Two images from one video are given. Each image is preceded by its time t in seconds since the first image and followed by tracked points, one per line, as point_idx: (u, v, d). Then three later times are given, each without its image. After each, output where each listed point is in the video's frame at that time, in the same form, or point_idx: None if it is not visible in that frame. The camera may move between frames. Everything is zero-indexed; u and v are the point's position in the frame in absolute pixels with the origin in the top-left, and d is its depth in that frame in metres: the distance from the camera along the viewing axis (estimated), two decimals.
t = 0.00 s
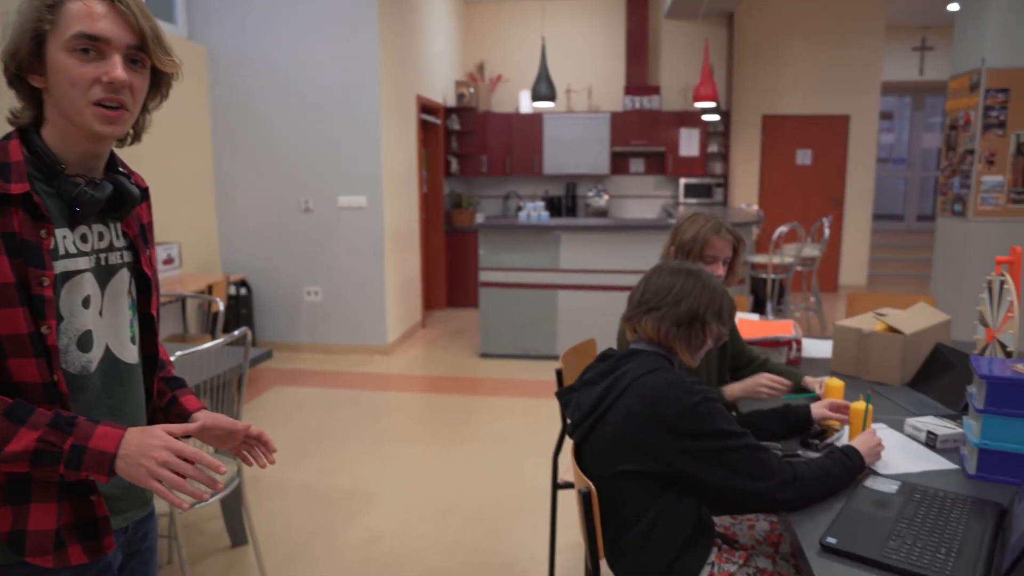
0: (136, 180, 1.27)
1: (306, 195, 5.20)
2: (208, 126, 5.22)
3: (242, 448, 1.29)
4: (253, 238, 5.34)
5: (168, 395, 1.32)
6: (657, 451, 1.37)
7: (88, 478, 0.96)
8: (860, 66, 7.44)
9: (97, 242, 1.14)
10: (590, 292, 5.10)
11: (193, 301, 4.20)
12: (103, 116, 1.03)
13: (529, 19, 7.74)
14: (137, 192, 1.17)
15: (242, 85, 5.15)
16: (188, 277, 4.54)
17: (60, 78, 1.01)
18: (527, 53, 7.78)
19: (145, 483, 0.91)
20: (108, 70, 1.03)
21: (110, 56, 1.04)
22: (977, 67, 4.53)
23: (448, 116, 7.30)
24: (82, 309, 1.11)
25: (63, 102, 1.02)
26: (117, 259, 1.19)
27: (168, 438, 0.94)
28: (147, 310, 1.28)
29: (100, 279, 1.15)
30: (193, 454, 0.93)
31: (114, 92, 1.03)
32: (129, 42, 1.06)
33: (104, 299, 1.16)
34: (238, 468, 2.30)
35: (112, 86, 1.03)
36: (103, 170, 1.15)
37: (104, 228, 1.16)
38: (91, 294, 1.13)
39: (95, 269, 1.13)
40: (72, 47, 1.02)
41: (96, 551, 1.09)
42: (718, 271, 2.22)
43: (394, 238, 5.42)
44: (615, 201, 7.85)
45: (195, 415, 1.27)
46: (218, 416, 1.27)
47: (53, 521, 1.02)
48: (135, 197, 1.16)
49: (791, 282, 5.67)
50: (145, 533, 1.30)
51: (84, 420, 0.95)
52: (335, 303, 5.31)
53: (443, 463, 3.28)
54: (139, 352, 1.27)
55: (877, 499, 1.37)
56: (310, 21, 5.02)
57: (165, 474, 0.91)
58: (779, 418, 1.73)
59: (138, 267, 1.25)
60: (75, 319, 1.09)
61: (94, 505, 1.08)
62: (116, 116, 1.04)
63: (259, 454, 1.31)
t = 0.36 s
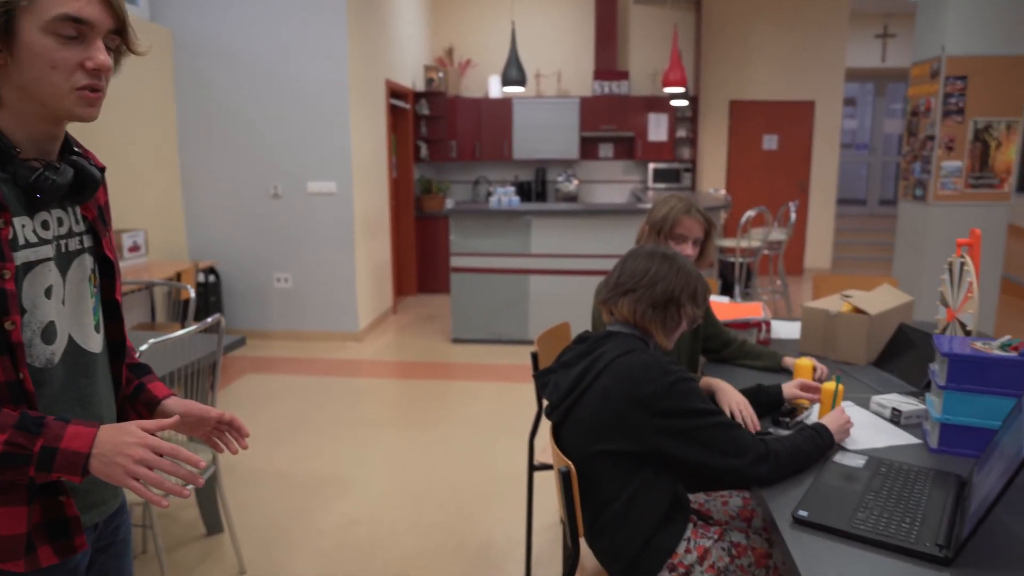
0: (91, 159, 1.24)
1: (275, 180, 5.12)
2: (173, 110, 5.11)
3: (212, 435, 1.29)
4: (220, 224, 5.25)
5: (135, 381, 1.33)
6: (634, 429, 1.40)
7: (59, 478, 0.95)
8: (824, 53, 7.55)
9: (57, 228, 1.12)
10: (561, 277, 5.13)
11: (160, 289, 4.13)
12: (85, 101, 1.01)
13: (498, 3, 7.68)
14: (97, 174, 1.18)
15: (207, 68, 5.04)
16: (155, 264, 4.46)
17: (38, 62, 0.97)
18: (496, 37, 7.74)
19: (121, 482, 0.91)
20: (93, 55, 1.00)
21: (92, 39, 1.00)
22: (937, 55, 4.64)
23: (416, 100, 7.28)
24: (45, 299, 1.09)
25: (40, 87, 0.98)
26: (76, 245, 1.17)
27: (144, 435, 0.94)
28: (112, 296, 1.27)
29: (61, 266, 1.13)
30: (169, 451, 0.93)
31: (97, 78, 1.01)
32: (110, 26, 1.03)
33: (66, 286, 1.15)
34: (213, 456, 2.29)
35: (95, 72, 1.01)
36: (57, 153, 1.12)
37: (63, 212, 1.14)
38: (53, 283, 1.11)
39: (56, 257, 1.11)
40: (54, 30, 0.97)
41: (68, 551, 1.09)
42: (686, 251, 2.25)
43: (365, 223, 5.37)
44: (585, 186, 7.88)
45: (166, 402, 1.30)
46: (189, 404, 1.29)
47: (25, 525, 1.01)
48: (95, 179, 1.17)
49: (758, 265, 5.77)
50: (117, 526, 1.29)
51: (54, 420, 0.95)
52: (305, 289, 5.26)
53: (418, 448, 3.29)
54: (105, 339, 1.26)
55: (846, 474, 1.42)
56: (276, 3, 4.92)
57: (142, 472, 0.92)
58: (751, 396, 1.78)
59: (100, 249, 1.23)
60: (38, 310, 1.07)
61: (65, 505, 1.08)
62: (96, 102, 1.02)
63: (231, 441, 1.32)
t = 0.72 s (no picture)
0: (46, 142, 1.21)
1: (241, 168, 5.05)
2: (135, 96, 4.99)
3: (184, 421, 1.34)
4: (185, 212, 5.15)
5: (101, 368, 1.33)
6: (612, 407, 1.44)
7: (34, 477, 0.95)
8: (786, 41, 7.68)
9: (18, 216, 1.10)
10: (531, 263, 5.16)
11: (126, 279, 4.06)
12: (56, 85, 1.01)
13: None
14: (56, 158, 1.13)
15: (169, 53, 4.93)
16: (119, 254, 4.38)
17: (11, 45, 0.95)
18: (462, 24, 7.70)
19: (99, 479, 0.92)
20: (63, 38, 0.99)
21: (63, 24, 1.00)
22: (895, 44, 4.76)
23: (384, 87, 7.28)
24: (10, 289, 1.07)
25: (12, 70, 0.96)
26: (38, 232, 1.15)
27: (119, 431, 0.94)
28: (76, 284, 1.26)
29: (24, 257, 1.11)
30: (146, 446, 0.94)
31: (68, 63, 1.01)
32: (77, 6, 1.02)
33: (30, 275, 1.13)
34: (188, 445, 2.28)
35: (67, 58, 1.01)
36: (13, 138, 1.09)
37: (23, 200, 1.12)
38: (17, 275, 1.09)
39: (18, 247, 1.10)
40: (27, 10, 0.95)
41: (49, 545, 1.08)
42: (657, 231, 2.30)
43: (333, 212, 5.33)
44: (553, 173, 7.91)
45: (137, 389, 1.32)
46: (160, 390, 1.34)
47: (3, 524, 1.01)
48: (56, 165, 1.12)
49: (724, 250, 5.87)
50: (96, 512, 1.29)
51: (25, 419, 0.94)
52: (274, 278, 5.21)
53: (392, 434, 3.30)
54: (70, 327, 1.25)
55: (814, 445, 1.48)
56: None
57: (119, 469, 0.92)
58: (722, 375, 1.84)
59: (61, 236, 1.22)
60: (4, 302, 1.05)
61: (40, 502, 1.07)
62: (65, 87, 1.02)
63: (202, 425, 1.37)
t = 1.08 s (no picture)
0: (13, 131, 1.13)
1: (211, 157, 4.98)
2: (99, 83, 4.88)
3: (156, 412, 1.29)
4: (153, 202, 5.07)
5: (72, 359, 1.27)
6: (592, 385, 1.48)
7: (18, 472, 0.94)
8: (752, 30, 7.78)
9: None
10: (504, 251, 5.19)
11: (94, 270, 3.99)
12: (29, 72, 1.00)
13: None
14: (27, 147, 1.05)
15: (134, 39, 4.83)
16: (88, 245, 4.30)
17: None
18: (431, 11, 7.65)
19: (82, 471, 0.91)
20: (33, 25, 0.98)
21: (32, 10, 0.98)
22: (858, 34, 4.87)
23: (353, 76, 7.23)
24: None
25: None
26: (8, 224, 1.07)
27: (102, 424, 0.93)
28: (48, 273, 1.17)
29: None
30: (129, 439, 0.93)
31: (39, 51, 1.00)
32: None
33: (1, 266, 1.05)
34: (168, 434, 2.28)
35: (38, 45, 1.00)
36: None
37: None
38: None
39: None
40: None
41: (27, 537, 1.07)
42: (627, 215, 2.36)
43: (305, 200, 5.30)
44: (523, 161, 7.93)
45: (108, 379, 1.26)
46: (134, 379, 1.29)
47: None
48: (29, 155, 1.04)
49: (693, 237, 5.96)
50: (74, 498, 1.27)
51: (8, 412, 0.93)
52: (245, 268, 5.16)
53: (369, 421, 3.31)
54: (40, 318, 1.17)
55: (785, 420, 1.54)
56: None
57: (102, 462, 0.91)
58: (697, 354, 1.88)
59: (32, 227, 1.13)
60: None
61: (18, 494, 1.05)
62: (37, 74, 1.02)
63: (177, 415, 1.32)
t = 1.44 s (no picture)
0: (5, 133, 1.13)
1: (182, 155, 4.93)
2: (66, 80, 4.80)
3: (140, 412, 1.31)
4: (123, 200, 5.00)
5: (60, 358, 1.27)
6: (569, 377, 1.52)
7: None
8: (721, 28, 7.89)
9: None
10: (479, 247, 5.22)
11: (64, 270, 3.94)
12: (20, 78, 1.00)
13: None
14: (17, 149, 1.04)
15: (102, 35, 4.76)
16: (57, 244, 4.24)
17: None
18: (403, 8, 7.63)
19: (62, 474, 0.91)
20: (27, 30, 0.98)
21: (29, 17, 0.98)
22: (824, 33, 4.98)
23: (326, 73, 7.19)
24: None
25: None
26: None
27: (84, 426, 0.94)
28: (36, 274, 1.17)
29: None
30: (108, 441, 0.93)
31: (32, 56, 1.00)
32: None
33: None
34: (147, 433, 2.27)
35: (32, 50, 1.00)
36: None
37: None
38: None
39: None
40: None
41: (11, 532, 1.03)
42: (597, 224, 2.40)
43: (278, 198, 5.27)
44: (496, 158, 7.96)
45: (97, 379, 1.27)
46: (121, 380, 1.30)
47: None
48: (19, 156, 1.04)
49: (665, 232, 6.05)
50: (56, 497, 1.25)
51: None
52: (218, 266, 5.12)
53: (346, 418, 3.32)
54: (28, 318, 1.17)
55: (755, 407, 1.60)
56: None
57: (82, 463, 0.92)
58: (670, 346, 1.93)
59: (22, 227, 1.13)
60: None
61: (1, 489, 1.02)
62: (29, 79, 1.02)
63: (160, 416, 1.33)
